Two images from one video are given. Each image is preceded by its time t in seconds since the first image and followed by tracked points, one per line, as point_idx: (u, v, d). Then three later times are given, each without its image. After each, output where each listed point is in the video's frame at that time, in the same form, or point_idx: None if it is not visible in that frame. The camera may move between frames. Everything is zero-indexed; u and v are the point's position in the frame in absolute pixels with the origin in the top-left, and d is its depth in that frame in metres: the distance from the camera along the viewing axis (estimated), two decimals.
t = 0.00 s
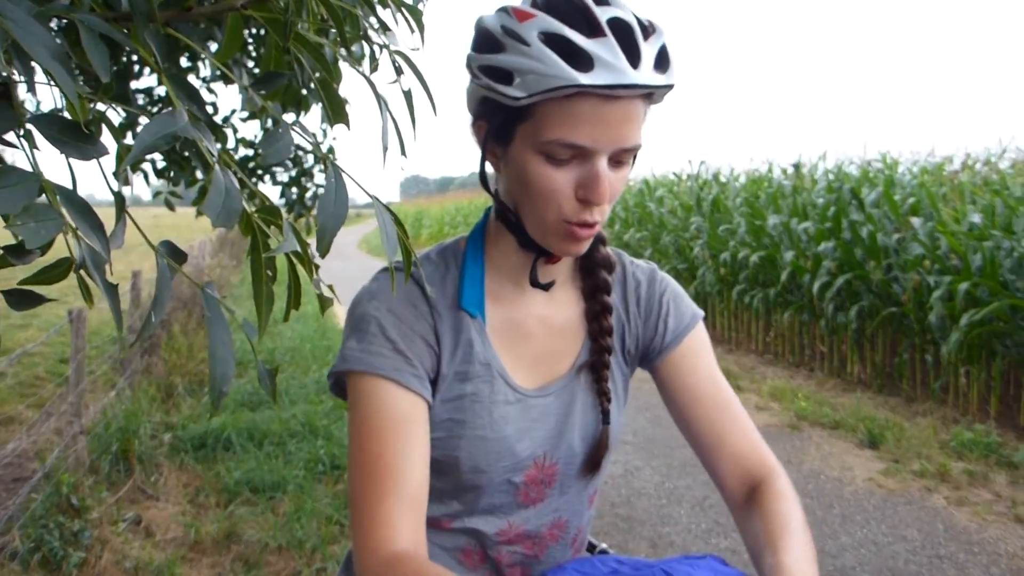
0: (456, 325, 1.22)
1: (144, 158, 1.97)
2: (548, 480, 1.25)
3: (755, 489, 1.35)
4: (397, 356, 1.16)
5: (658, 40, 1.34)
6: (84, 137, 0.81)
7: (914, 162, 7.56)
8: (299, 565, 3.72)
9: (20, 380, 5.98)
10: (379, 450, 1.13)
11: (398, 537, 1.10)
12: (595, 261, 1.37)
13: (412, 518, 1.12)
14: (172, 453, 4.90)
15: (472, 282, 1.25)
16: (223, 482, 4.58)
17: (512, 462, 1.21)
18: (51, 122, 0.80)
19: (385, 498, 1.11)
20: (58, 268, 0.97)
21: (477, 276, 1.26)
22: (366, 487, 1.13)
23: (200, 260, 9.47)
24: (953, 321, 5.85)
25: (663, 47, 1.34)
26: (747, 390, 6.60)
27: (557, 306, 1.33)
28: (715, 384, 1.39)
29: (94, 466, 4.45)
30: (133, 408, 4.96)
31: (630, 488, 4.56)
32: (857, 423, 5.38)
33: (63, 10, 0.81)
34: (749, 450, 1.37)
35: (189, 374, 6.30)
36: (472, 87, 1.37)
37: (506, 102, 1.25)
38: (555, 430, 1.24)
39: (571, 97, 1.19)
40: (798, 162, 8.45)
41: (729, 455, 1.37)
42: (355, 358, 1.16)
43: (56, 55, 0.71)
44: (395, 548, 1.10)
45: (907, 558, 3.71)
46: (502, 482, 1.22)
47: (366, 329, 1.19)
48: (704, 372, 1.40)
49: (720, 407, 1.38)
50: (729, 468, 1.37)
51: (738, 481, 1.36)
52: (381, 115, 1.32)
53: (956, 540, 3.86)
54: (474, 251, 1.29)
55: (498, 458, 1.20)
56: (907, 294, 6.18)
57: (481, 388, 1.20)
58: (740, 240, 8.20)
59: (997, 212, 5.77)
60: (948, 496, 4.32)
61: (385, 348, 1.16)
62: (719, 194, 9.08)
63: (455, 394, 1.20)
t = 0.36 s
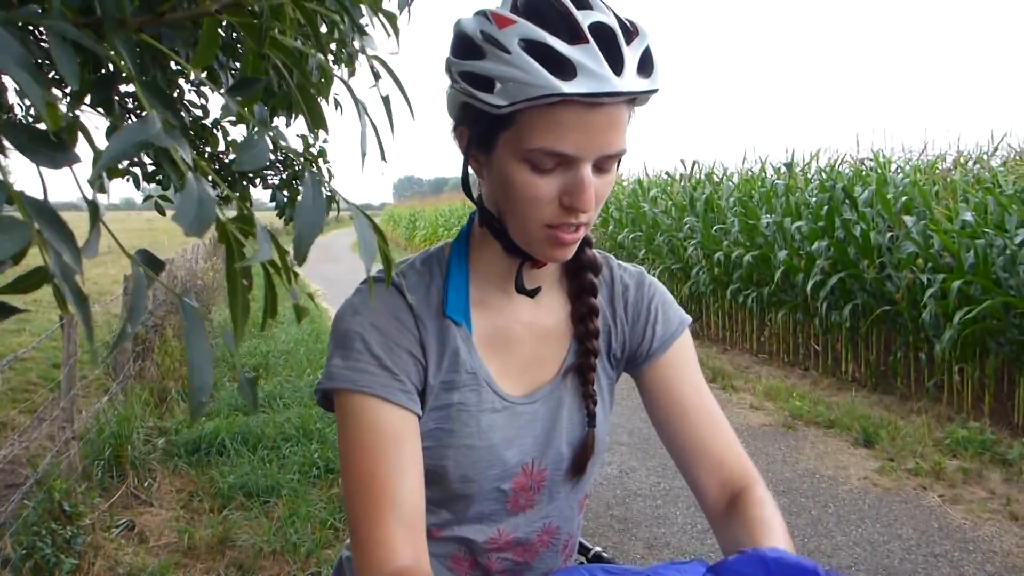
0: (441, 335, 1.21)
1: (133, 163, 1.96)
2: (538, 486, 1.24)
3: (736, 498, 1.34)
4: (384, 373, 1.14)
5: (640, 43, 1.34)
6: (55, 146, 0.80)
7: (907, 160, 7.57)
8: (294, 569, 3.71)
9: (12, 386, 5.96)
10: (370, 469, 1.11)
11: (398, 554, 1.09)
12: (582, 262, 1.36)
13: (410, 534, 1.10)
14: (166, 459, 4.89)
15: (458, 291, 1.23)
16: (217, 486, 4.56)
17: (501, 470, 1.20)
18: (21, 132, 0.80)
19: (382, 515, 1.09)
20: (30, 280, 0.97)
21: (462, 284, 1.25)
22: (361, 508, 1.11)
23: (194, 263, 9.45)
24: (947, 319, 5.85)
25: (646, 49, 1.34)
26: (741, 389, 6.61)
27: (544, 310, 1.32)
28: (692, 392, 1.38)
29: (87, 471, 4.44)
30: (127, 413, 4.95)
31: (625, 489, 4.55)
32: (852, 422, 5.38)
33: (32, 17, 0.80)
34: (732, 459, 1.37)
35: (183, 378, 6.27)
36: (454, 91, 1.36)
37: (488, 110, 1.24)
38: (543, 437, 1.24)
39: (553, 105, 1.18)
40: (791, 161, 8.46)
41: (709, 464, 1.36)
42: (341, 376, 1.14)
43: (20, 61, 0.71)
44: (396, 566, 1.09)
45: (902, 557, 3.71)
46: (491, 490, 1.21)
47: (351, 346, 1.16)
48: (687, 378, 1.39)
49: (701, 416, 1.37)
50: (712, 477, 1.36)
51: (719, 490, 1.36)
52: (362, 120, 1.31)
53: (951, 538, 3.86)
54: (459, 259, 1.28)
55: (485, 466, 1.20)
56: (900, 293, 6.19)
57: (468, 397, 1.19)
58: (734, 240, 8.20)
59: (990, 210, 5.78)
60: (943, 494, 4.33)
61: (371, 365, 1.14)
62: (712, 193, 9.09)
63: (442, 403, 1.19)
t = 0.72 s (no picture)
0: (421, 335, 1.20)
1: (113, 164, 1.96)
2: (519, 488, 1.23)
3: (717, 503, 1.34)
4: (365, 374, 1.13)
5: (618, 41, 1.33)
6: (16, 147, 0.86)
7: (893, 157, 7.59)
8: (282, 568, 3.69)
9: None
10: (357, 472, 1.10)
11: (387, 552, 1.08)
12: (565, 261, 1.35)
13: (400, 534, 1.09)
14: (153, 459, 4.87)
15: (438, 290, 1.22)
16: (204, 487, 4.54)
17: (481, 471, 1.20)
18: None
19: (372, 517, 1.09)
20: None
21: (442, 284, 1.24)
22: (350, 512, 1.10)
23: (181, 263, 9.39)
24: (933, 314, 5.88)
25: (624, 47, 1.33)
26: (730, 386, 6.62)
27: (526, 310, 1.31)
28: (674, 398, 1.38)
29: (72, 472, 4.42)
30: (113, 414, 4.92)
31: (613, 486, 4.56)
32: (839, 417, 5.40)
33: None
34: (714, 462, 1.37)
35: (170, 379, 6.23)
36: (433, 90, 1.36)
37: (463, 109, 1.24)
38: (524, 438, 1.23)
39: (529, 105, 1.17)
40: (779, 158, 8.48)
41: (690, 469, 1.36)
42: (324, 379, 1.13)
43: None
44: (386, 565, 1.08)
45: (889, 551, 3.73)
46: (471, 492, 1.21)
47: (330, 346, 1.15)
48: (667, 382, 1.39)
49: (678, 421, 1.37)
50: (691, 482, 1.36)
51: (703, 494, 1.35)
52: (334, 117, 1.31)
53: (937, 532, 3.88)
54: (439, 259, 1.27)
55: (466, 468, 1.19)
56: (887, 289, 6.21)
57: (449, 398, 1.19)
58: (723, 237, 8.22)
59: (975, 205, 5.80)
60: (929, 488, 4.35)
61: (351, 364, 1.14)
62: (700, 190, 9.10)
63: (422, 404, 1.18)
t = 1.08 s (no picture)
0: (415, 311, 1.20)
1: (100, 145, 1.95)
2: (508, 466, 1.24)
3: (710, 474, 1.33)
4: (362, 348, 1.13)
5: (616, 22, 1.31)
6: None
7: (883, 144, 7.60)
8: (269, 549, 3.71)
9: None
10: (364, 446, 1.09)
11: (398, 523, 1.07)
12: (558, 241, 1.34)
13: (411, 503, 1.09)
14: (141, 441, 4.87)
15: (431, 268, 1.22)
16: (192, 468, 4.54)
17: (471, 449, 1.20)
18: None
19: (383, 488, 1.08)
20: None
21: (435, 262, 1.23)
22: (357, 488, 1.09)
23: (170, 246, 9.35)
24: (920, 300, 5.91)
25: (622, 28, 1.32)
26: (718, 370, 6.66)
27: (518, 290, 1.31)
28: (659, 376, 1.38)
29: (59, 454, 4.41)
30: (100, 396, 4.91)
31: (601, 468, 4.58)
32: (826, 401, 5.44)
33: None
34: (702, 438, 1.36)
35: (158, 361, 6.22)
36: (426, 69, 1.34)
37: (458, 89, 1.22)
38: (514, 416, 1.23)
39: (524, 87, 1.15)
40: (769, 145, 8.48)
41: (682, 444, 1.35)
42: (321, 353, 1.12)
43: None
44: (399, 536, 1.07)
45: (873, 533, 3.76)
46: (461, 470, 1.21)
47: (325, 320, 1.15)
48: (654, 360, 1.39)
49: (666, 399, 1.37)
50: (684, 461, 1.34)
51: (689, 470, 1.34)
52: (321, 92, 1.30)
53: (921, 514, 3.92)
54: (432, 236, 1.26)
55: (456, 446, 1.20)
56: (875, 275, 6.23)
57: (441, 376, 1.19)
58: (712, 222, 8.23)
59: (963, 192, 5.82)
60: (914, 471, 4.39)
61: (347, 337, 1.13)
62: (691, 175, 9.10)
63: (415, 381, 1.18)
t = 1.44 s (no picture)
0: (363, 198, 1.18)
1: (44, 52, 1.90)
2: (465, 355, 1.25)
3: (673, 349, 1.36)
4: (307, 235, 1.12)
5: None
6: None
7: (851, 61, 7.56)
8: (239, 464, 3.74)
9: None
10: (296, 332, 1.08)
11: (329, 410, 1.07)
12: (512, 125, 1.32)
13: (340, 393, 1.09)
14: (106, 362, 4.85)
15: (380, 153, 1.21)
16: (159, 387, 4.54)
17: (427, 336, 1.21)
18: None
19: (313, 374, 1.07)
20: None
21: (385, 148, 1.21)
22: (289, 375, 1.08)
23: (130, 169, 9.15)
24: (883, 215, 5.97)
25: None
26: (684, 286, 6.73)
27: (472, 177, 1.29)
28: (623, 255, 1.39)
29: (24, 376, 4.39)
30: (63, 318, 4.86)
31: (568, 381, 4.65)
32: (788, 314, 5.53)
33: None
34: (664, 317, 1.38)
35: (122, 285, 6.15)
36: None
37: None
38: (470, 304, 1.24)
39: None
40: (737, 62, 8.40)
41: (647, 321, 1.37)
42: (264, 239, 1.11)
43: None
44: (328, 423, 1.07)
45: (831, 437, 3.88)
46: (417, 358, 1.22)
47: (271, 207, 1.14)
48: (616, 244, 1.40)
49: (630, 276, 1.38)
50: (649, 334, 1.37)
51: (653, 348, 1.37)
52: None
53: (877, 419, 4.03)
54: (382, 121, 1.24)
55: (412, 333, 1.20)
56: (839, 191, 6.26)
57: (393, 263, 1.18)
58: (679, 140, 8.19)
59: (928, 106, 5.84)
60: (872, 379, 4.50)
61: (292, 225, 1.12)
62: (659, 93, 9.02)
63: (366, 270, 1.18)
